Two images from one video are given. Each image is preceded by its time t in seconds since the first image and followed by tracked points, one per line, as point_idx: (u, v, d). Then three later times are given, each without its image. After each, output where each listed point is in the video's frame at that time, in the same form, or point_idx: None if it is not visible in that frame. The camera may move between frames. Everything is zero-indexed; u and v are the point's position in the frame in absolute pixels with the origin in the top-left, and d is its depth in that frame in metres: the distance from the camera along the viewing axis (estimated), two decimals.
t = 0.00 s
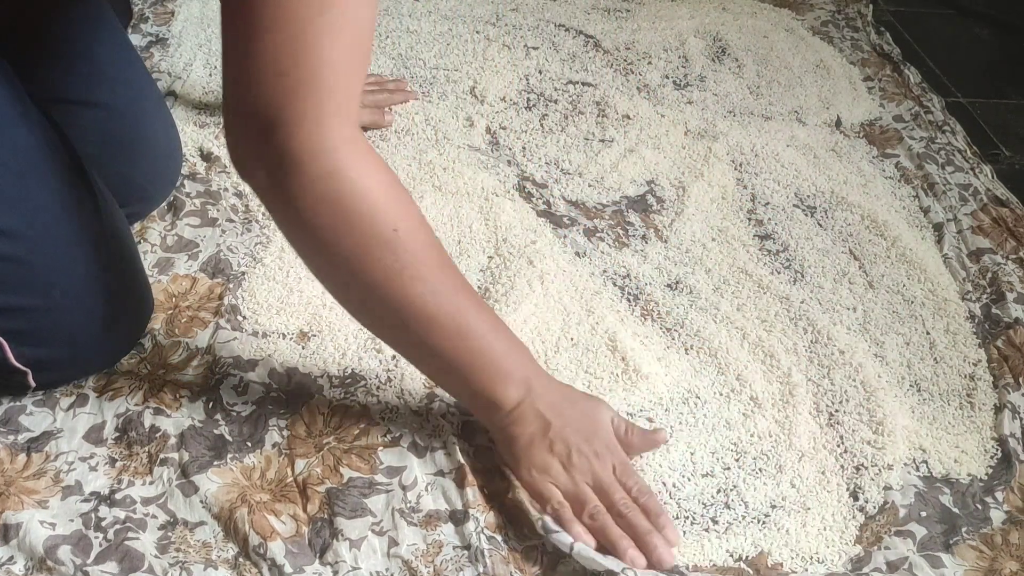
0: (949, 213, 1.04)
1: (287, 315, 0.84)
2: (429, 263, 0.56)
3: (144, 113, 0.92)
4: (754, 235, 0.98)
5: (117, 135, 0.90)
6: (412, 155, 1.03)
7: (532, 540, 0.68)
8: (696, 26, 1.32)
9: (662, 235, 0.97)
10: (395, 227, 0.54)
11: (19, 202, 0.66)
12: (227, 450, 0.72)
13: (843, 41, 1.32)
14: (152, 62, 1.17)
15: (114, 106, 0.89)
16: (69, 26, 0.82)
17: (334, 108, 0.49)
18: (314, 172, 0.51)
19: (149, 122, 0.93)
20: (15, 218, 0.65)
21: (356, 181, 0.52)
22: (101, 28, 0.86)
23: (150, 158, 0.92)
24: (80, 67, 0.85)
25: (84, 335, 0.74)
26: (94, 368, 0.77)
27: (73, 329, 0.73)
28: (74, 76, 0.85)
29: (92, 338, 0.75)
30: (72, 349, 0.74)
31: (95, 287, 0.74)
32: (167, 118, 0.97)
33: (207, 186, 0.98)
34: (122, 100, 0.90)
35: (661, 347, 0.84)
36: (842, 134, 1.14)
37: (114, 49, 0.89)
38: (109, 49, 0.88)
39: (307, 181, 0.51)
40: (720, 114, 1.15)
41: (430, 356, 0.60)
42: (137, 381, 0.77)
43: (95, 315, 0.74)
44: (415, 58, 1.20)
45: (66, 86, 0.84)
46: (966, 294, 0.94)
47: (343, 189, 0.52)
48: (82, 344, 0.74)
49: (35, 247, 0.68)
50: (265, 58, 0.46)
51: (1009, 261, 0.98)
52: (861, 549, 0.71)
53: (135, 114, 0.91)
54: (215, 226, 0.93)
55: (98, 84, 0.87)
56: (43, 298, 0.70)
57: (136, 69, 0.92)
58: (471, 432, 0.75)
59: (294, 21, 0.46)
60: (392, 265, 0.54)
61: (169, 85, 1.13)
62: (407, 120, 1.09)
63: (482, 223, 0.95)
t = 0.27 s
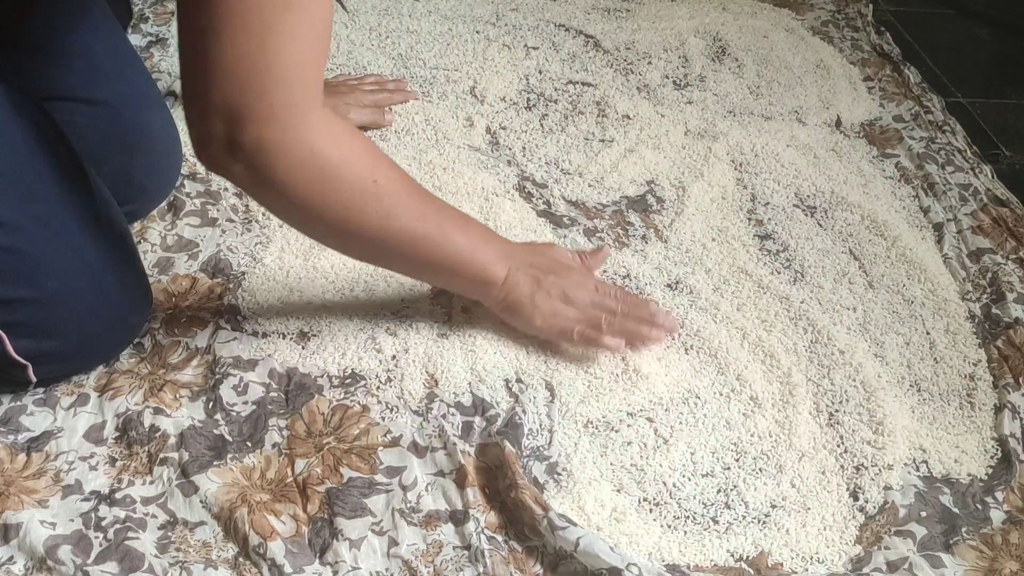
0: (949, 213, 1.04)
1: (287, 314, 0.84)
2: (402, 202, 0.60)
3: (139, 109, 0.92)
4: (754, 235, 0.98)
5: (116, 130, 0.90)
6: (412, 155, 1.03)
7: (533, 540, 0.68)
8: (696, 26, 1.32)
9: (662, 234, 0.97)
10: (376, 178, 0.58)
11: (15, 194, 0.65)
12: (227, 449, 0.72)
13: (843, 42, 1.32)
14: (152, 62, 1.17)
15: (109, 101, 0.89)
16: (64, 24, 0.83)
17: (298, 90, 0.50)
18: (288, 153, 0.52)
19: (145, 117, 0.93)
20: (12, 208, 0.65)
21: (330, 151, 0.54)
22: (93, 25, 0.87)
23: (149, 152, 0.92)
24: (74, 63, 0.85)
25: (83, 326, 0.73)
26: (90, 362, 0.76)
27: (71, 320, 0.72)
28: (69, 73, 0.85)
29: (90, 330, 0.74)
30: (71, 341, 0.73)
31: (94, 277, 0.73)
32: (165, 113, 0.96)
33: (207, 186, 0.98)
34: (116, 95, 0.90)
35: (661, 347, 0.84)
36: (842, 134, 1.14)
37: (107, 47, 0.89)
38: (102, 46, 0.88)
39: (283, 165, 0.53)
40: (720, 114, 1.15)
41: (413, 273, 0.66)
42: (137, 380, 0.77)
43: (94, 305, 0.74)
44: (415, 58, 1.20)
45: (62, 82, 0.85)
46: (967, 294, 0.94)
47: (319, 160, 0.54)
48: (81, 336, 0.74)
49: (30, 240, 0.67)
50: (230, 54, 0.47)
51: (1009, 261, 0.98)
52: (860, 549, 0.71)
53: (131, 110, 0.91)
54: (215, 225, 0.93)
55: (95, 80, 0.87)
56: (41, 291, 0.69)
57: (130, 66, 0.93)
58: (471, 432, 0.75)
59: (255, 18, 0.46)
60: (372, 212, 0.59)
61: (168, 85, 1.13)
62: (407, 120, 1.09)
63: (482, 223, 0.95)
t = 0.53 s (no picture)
0: (949, 213, 1.04)
1: (287, 314, 0.84)
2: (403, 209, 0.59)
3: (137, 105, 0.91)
4: (754, 235, 0.98)
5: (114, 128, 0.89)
6: (412, 155, 1.03)
7: (533, 541, 0.68)
8: (696, 26, 1.32)
9: (662, 234, 0.97)
10: (377, 190, 0.57)
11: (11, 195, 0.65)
12: (227, 449, 0.72)
13: (843, 42, 1.32)
14: (152, 62, 1.17)
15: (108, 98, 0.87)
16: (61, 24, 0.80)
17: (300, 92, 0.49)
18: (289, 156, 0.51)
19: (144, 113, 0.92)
20: (7, 207, 0.65)
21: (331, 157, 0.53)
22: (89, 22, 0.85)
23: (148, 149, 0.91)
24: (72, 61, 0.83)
25: (84, 324, 0.74)
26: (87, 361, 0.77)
27: (72, 318, 0.73)
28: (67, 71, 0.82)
29: (90, 327, 0.74)
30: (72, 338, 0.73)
31: (91, 274, 0.73)
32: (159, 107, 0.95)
33: (207, 186, 0.98)
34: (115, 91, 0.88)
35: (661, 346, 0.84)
36: (842, 135, 1.14)
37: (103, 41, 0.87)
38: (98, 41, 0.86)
39: (282, 168, 0.52)
40: (720, 114, 1.15)
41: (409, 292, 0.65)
42: (137, 380, 0.77)
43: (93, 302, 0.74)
44: (415, 58, 1.20)
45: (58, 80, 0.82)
46: (967, 294, 0.94)
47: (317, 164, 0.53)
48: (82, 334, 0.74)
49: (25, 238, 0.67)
50: (231, 53, 0.45)
51: (1009, 261, 0.98)
52: (860, 549, 0.71)
53: (129, 106, 0.90)
54: (215, 225, 0.93)
55: (95, 79, 0.86)
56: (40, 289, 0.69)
57: (125, 59, 0.90)
58: (470, 432, 0.75)
59: (260, 22, 0.45)
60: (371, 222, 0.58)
61: (168, 85, 1.13)
62: (407, 120, 1.09)
63: (482, 223, 0.95)
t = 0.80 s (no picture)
0: (949, 213, 1.04)
1: (286, 314, 0.84)
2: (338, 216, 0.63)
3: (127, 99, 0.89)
4: (754, 235, 0.98)
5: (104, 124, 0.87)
6: (412, 155, 1.03)
7: (533, 541, 0.68)
8: (696, 26, 1.32)
9: (663, 234, 0.97)
10: (308, 189, 0.61)
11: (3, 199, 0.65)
12: (226, 449, 0.72)
13: (843, 42, 1.32)
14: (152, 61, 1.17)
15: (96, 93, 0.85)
16: (37, 18, 0.77)
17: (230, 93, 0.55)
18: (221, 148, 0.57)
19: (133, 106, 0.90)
20: None
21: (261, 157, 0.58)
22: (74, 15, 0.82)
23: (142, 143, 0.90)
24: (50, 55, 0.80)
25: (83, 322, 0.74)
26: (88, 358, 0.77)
27: (70, 317, 0.73)
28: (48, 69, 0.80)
29: (91, 325, 0.74)
30: (72, 338, 0.74)
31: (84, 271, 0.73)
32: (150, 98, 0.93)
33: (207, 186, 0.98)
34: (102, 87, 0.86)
35: (661, 347, 0.84)
36: (842, 135, 1.14)
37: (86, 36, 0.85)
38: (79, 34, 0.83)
39: (207, 161, 0.56)
40: (720, 114, 1.15)
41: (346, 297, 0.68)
42: (137, 380, 0.77)
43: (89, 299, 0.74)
44: (415, 58, 1.20)
45: (36, 77, 0.80)
46: (966, 294, 0.94)
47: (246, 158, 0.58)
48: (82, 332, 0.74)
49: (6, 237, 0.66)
50: (159, 46, 0.51)
51: (1009, 261, 0.98)
52: (861, 549, 0.71)
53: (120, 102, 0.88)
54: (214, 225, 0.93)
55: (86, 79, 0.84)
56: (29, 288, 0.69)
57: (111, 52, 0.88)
58: (470, 432, 0.75)
59: (196, 26, 0.51)
60: (302, 224, 0.62)
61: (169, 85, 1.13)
62: (407, 120, 1.09)
63: (482, 223, 0.95)
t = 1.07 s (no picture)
0: (949, 213, 1.04)
1: (287, 314, 0.84)
2: (365, 169, 0.70)
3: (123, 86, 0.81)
4: (755, 235, 0.98)
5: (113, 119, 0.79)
6: (412, 155, 1.03)
7: (533, 540, 0.68)
8: (696, 26, 1.32)
9: (663, 234, 0.97)
10: (344, 144, 0.68)
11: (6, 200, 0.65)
12: (226, 450, 0.72)
13: (843, 42, 1.32)
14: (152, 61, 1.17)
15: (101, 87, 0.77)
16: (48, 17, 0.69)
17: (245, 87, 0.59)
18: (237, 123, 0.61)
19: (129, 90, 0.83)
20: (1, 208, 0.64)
21: (289, 130, 0.62)
22: None
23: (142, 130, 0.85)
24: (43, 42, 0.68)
25: (86, 317, 0.74)
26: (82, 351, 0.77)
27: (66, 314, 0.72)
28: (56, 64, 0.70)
29: (93, 318, 0.75)
30: (76, 331, 0.74)
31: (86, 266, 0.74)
32: (134, 74, 0.85)
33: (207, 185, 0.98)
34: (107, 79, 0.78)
35: (662, 347, 0.84)
36: (842, 135, 1.14)
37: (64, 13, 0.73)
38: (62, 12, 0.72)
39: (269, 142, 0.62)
40: (720, 114, 1.15)
41: (355, 237, 0.75)
42: (138, 379, 0.77)
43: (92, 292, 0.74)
44: (415, 58, 1.20)
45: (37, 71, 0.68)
46: (966, 294, 0.94)
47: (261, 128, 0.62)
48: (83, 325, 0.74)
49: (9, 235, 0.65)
50: (213, 45, 0.55)
51: (1009, 261, 0.98)
52: (861, 549, 0.71)
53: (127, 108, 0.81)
54: (215, 225, 0.93)
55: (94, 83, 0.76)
56: (29, 286, 0.68)
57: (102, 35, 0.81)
58: (470, 431, 0.75)
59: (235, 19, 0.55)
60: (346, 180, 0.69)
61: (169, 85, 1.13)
62: (407, 120, 1.09)
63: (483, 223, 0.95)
